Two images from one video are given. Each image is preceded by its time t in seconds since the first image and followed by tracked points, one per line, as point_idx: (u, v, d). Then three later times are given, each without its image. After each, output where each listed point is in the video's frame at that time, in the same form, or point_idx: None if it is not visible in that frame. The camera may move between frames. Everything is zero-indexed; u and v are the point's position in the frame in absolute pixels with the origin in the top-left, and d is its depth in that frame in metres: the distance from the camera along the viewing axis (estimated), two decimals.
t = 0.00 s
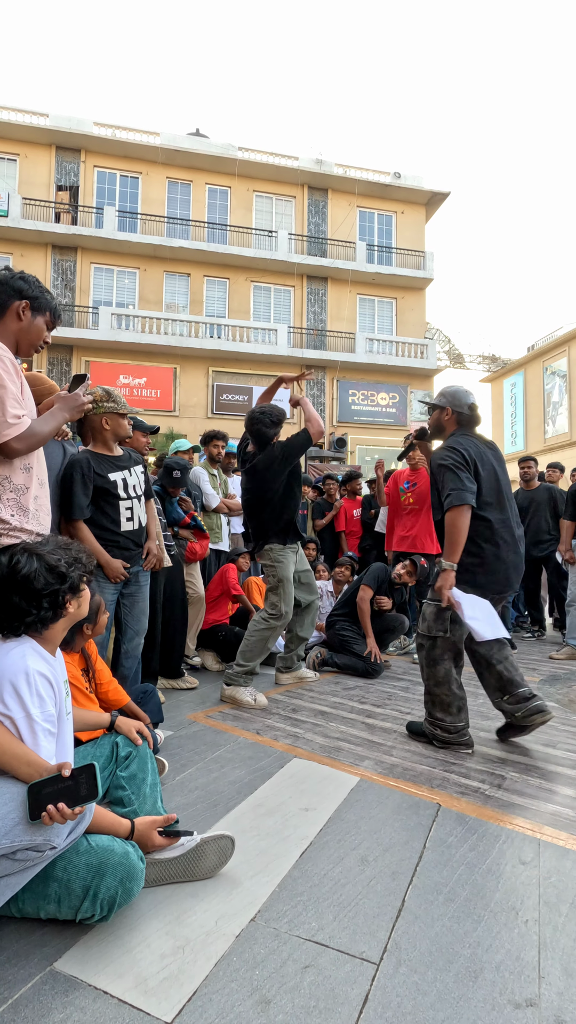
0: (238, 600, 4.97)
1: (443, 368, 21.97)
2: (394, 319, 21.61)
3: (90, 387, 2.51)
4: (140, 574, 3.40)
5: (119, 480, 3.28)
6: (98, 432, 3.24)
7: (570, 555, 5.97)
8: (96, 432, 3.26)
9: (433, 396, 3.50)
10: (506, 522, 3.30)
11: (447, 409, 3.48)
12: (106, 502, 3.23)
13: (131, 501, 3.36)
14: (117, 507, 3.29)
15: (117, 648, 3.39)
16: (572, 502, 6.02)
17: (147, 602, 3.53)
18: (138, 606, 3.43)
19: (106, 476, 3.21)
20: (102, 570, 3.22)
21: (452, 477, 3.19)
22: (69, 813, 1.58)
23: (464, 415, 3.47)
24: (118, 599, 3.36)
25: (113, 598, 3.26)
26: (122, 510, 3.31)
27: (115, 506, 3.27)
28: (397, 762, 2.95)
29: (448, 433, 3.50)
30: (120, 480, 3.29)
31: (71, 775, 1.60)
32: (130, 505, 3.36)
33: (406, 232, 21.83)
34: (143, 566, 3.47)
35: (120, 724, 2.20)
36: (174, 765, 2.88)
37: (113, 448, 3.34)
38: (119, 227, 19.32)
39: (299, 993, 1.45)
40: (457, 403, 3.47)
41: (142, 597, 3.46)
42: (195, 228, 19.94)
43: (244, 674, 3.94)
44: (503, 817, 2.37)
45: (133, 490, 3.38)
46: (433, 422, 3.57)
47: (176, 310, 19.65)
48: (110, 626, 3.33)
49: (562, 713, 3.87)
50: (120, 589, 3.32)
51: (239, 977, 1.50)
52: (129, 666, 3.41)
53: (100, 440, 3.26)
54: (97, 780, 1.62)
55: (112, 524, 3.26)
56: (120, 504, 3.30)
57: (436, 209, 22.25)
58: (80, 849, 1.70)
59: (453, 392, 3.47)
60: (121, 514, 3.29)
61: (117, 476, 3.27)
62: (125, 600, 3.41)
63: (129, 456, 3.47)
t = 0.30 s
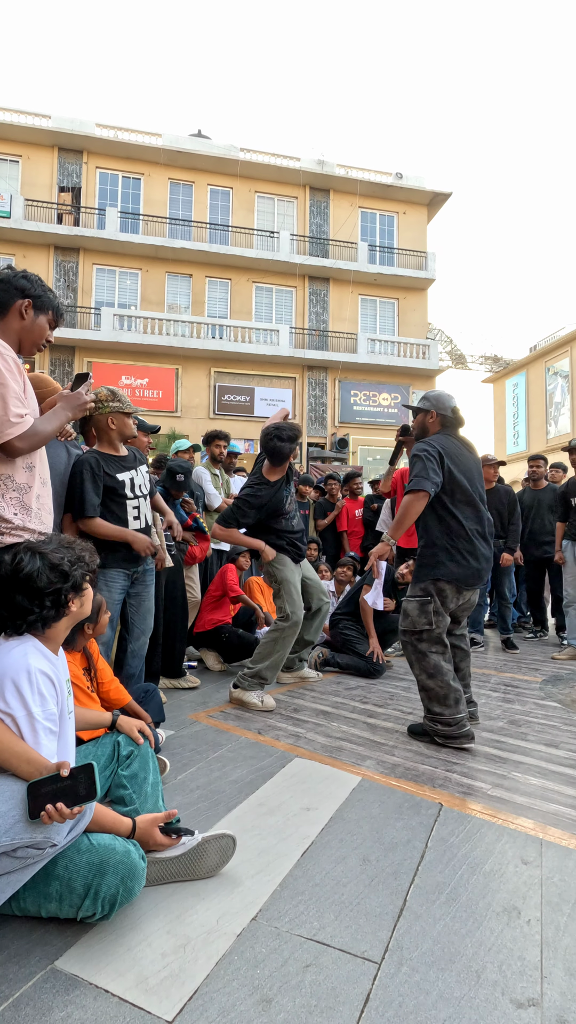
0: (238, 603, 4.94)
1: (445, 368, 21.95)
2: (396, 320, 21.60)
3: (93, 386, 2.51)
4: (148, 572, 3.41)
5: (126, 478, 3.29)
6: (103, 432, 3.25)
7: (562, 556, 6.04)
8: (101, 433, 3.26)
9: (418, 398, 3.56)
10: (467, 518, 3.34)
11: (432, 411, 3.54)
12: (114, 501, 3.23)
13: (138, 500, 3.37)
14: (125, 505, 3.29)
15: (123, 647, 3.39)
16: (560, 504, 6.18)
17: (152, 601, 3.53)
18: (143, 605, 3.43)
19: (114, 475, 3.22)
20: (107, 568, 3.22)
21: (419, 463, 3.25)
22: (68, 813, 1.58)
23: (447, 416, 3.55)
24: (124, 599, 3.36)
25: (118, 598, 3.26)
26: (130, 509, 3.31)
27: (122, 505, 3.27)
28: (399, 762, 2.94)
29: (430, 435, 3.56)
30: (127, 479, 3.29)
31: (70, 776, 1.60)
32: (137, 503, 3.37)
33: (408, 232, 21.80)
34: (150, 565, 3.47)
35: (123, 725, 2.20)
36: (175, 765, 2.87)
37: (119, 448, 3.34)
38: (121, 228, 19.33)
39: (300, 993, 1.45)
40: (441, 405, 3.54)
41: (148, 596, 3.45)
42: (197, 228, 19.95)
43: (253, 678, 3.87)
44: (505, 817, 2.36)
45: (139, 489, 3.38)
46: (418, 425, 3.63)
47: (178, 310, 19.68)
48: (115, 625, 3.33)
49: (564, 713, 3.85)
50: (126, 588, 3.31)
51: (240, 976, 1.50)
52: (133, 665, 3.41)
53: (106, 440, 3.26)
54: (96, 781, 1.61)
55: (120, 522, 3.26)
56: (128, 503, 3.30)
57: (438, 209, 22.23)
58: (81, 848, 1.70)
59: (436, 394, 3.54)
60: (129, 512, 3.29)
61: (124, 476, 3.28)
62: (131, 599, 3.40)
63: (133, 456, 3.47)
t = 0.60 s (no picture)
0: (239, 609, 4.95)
1: (446, 369, 21.93)
2: (397, 320, 21.60)
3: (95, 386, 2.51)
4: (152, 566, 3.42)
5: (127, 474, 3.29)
6: (99, 434, 3.25)
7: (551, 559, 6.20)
8: (97, 435, 3.26)
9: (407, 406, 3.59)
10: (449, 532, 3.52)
11: (419, 419, 3.60)
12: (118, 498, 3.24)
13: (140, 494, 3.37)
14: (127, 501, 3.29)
15: (124, 647, 3.39)
16: (550, 506, 6.12)
17: (153, 601, 3.53)
18: (144, 604, 3.43)
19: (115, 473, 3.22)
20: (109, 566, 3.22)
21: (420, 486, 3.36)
22: (67, 815, 1.59)
23: (433, 426, 3.62)
24: (126, 600, 3.35)
25: (121, 598, 3.26)
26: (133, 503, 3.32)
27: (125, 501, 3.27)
28: (400, 764, 2.93)
29: (417, 443, 3.65)
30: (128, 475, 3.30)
31: (69, 778, 1.60)
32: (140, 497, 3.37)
33: (410, 233, 21.80)
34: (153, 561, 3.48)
35: (122, 725, 2.21)
36: (176, 766, 2.88)
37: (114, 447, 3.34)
38: (123, 229, 19.36)
39: (300, 995, 1.44)
40: (429, 413, 3.60)
41: (149, 596, 3.45)
42: (199, 230, 19.98)
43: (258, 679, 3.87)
44: (505, 818, 2.36)
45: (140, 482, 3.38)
46: (404, 431, 3.70)
47: (180, 312, 19.71)
48: (117, 627, 3.33)
49: (566, 715, 3.84)
50: (128, 587, 3.32)
51: (240, 977, 1.50)
52: (136, 665, 3.41)
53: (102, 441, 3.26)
54: (95, 783, 1.61)
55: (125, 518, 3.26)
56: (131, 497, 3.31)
57: (440, 210, 22.25)
58: (82, 849, 1.71)
59: (425, 404, 3.58)
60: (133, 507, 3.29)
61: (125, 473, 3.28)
62: (133, 600, 3.41)
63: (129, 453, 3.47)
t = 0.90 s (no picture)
0: (235, 612, 4.89)
1: (448, 370, 21.92)
2: (399, 321, 21.61)
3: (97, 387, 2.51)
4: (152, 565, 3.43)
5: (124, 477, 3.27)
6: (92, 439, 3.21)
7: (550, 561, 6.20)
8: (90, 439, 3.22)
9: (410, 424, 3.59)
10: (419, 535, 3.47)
11: (421, 439, 3.59)
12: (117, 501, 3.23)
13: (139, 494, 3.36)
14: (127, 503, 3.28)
15: (127, 648, 3.40)
16: (546, 508, 6.17)
17: (156, 602, 3.54)
18: (147, 606, 3.44)
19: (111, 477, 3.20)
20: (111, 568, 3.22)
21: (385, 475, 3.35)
22: (69, 818, 1.59)
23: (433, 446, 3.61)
24: (128, 601, 3.36)
25: (124, 599, 3.26)
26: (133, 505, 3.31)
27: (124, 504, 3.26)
28: (401, 765, 2.93)
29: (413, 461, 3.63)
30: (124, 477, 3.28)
31: (70, 780, 1.60)
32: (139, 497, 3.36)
33: (411, 235, 21.82)
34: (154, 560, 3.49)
35: (125, 727, 2.21)
36: (177, 767, 2.88)
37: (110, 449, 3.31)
38: (124, 231, 19.40)
39: (302, 996, 1.45)
40: (431, 436, 3.60)
41: (152, 597, 3.47)
42: (200, 231, 20.00)
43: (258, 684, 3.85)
44: (506, 820, 2.36)
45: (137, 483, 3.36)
46: (404, 449, 3.68)
47: (181, 313, 19.74)
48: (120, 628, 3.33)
49: (568, 717, 3.83)
50: (131, 588, 3.32)
51: (242, 979, 1.50)
52: (139, 666, 3.41)
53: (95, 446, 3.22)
54: (96, 785, 1.62)
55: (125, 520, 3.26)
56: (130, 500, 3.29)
57: (441, 212, 22.28)
58: (83, 850, 1.71)
59: (428, 424, 3.59)
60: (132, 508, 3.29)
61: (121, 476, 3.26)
62: (135, 601, 3.41)
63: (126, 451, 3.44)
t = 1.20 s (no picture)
0: (237, 613, 4.92)
1: (448, 371, 21.93)
2: (399, 323, 21.63)
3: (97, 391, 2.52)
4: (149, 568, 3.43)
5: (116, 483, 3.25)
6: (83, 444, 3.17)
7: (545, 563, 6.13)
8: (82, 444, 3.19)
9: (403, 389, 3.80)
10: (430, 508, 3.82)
11: (415, 403, 3.82)
12: (109, 506, 3.23)
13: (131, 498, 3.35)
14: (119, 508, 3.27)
15: (128, 651, 3.40)
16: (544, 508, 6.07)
17: (155, 604, 3.55)
18: (146, 608, 3.45)
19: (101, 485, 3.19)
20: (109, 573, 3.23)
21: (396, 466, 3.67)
22: (70, 821, 1.59)
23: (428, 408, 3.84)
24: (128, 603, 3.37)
25: (121, 602, 3.27)
26: (125, 510, 3.30)
27: (116, 509, 3.25)
28: (401, 768, 2.93)
29: (413, 426, 3.89)
30: (117, 482, 3.26)
31: (71, 784, 1.61)
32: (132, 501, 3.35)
33: (412, 237, 21.85)
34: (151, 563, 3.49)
35: (125, 731, 2.21)
36: (178, 770, 2.89)
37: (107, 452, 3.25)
38: (125, 233, 19.44)
39: (302, 999, 1.45)
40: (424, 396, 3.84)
41: (151, 599, 3.48)
42: (201, 233, 20.02)
43: (254, 685, 3.82)
44: (506, 822, 2.37)
45: (129, 488, 3.34)
46: (400, 414, 3.93)
47: (182, 315, 19.76)
48: (119, 631, 3.34)
49: (568, 720, 3.83)
50: (129, 591, 3.32)
51: (242, 982, 1.50)
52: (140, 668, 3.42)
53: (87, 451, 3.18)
54: (95, 788, 1.62)
55: (118, 525, 3.26)
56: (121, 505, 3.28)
57: (442, 214, 22.33)
58: (85, 853, 1.72)
59: (418, 385, 3.85)
60: (124, 513, 3.28)
61: (112, 482, 3.23)
62: (135, 603, 3.42)
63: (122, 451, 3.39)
